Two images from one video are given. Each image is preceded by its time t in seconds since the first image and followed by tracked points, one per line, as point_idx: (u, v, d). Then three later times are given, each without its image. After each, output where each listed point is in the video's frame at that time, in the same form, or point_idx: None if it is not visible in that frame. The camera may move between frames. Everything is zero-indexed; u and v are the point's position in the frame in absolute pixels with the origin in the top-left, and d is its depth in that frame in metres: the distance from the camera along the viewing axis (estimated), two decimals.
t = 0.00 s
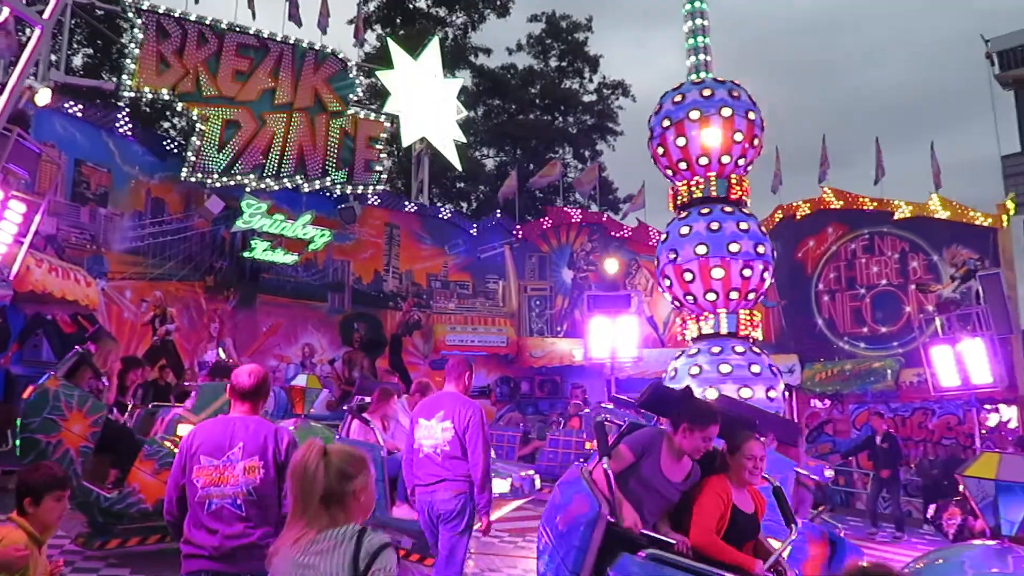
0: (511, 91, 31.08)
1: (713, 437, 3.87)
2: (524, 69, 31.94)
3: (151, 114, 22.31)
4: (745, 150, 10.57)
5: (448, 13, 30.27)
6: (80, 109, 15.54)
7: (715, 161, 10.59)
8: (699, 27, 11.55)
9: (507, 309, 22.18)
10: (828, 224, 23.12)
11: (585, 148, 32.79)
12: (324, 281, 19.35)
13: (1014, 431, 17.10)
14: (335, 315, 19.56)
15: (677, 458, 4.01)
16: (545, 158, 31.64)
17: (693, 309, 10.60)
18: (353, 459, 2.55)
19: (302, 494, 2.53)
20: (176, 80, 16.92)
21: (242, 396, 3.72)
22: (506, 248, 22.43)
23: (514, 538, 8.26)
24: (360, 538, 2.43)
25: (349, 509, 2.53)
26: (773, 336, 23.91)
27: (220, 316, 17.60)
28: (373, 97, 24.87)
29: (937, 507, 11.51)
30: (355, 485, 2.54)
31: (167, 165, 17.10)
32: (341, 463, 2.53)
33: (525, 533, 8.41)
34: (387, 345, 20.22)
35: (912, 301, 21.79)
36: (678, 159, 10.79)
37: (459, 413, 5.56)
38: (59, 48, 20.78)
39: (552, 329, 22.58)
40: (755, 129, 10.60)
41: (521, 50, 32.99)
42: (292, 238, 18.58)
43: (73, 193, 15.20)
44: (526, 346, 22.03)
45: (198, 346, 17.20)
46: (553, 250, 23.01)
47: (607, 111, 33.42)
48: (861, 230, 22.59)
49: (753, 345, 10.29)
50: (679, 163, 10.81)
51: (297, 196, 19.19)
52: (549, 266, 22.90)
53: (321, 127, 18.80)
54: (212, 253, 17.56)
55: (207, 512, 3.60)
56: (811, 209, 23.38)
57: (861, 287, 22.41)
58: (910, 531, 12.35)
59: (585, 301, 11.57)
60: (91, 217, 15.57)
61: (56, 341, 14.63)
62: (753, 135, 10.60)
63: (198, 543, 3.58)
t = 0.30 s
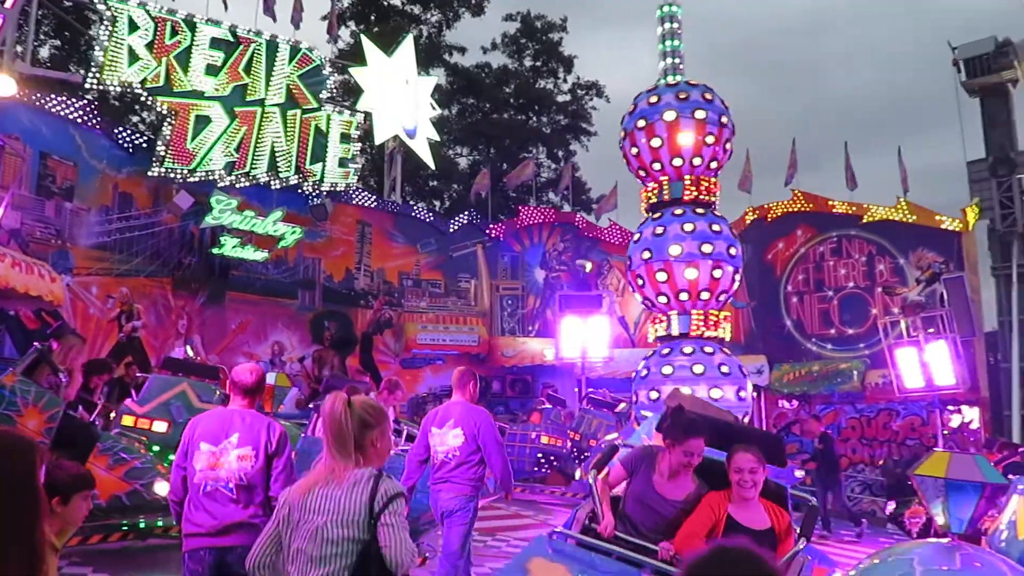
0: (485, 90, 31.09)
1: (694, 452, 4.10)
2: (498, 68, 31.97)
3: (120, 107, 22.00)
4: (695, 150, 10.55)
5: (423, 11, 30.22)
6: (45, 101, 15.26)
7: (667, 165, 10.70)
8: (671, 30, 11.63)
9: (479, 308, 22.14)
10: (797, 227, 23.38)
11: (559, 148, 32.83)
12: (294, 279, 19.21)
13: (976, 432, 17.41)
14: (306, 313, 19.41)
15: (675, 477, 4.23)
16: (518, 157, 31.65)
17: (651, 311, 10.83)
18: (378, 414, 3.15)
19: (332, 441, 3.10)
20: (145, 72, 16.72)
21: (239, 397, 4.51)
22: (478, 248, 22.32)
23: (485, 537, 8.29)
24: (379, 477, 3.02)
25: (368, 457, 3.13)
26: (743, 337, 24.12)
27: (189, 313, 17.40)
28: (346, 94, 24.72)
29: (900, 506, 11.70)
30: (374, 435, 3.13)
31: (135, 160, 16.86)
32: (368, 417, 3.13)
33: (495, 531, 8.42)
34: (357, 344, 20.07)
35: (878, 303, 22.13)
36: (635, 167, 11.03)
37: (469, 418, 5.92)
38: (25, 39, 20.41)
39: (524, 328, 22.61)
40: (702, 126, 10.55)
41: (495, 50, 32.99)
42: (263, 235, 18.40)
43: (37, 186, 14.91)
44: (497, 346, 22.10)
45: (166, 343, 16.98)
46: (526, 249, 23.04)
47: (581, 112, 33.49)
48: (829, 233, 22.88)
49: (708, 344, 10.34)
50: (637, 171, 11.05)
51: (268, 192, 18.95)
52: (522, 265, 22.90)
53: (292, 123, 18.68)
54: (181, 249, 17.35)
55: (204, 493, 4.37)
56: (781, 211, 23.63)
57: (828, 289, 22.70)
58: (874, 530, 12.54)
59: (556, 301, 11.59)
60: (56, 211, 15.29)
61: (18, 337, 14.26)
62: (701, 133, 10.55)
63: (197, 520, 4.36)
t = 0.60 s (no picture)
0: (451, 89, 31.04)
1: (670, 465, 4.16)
2: (465, 67, 31.96)
3: (79, 98, 21.59)
4: (638, 152, 10.66)
5: (390, 8, 30.17)
6: None
7: (617, 171, 10.93)
8: (641, 35, 11.70)
9: (442, 307, 22.05)
10: (759, 230, 23.68)
11: (524, 148, 32.85)
12: (255, 275, 18.99)
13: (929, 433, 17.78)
14: (267, 310, 19.19)
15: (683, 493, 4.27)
16: (484, 157, 31.61)
17: (623, 308, 10.77)
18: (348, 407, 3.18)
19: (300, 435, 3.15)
20: (104, 63, 16.44)
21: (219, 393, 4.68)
22: (443, 246, 22.23)
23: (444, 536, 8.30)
24: (335, 471, 2.99)
25: (336, 450, 3.15)
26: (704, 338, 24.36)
27: (146, 309, 17.14)
28: (311, 90, 24.49)
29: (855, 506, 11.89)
30: (346, 429, 3.18)
31: (93, 151, 16.53)
32: (337, 411, 3.17)
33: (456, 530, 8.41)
34: (319, 342, 19.87)
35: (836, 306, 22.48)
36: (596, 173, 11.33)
37: (464, 412, 6.53)
38: None
39: (487, 328, 22.57)
40: (643, 131, 10.64)
41: (463, 49, 32.94)
42: (224, 230, 18.16)
43: None
44: (461, 345, 22.07)
45: (122, 339, 16.70)
46: (490, 249, 23.01)
47: (547, 112, 33.54)
48: (790, 237, 23.21)
49: (671, 345, 10.46)
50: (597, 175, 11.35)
51: (230, 187, 18.67)
52: (486, 265, 22.87)
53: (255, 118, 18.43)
54: (139, 244, 17.03)
55: (184, 487, 4.56)
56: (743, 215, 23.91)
57: (788, 292, 23.04)
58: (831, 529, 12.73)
59: (521, 299, 11.56)
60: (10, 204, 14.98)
61: None
62: (643, 137, 10.63)
63: (176, 509, 4.57)
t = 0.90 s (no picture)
0: (412, 87, 30.95)
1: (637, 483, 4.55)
2: (427, 66, 31.78)
3: (29, 89, 21.06)
4: (580, 157, 10.85)
5: (351, 5, 29.95)
6: None
7: (567, 176, 11.16)
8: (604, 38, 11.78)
9: (402, 306, 21.95)
10: (716, 233, 23.96)
11: (485, 147, 32.83)
12: (210, 272, 18.66)
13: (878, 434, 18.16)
14: (222, 307, 18.90)
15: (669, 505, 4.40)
16: (445, 155, 31.54)
17: (598, 309, 10.69)
18: (275, 397, 3.10)
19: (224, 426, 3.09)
20: (55, 54, 16.06)
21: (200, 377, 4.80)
22: (403, 245, 22.11)
23: (401, 535, 8.25)
24: (251, 458, 2.88)
25: (258, 441, 3.07)
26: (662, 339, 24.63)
27: (97, 306, 16.79)
28: (271, 85, 24.21)
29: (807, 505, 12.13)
30: (271, 421, 3.09)
31: (43, 144, 16.20)
32: (262, 401, 3.09)
33: (413, 530, 8.35)
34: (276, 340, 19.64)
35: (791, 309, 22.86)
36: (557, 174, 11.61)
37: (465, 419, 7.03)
38: None
39: (446, 327, 22.52)
40: (583, 140, 10.79)
41: (425, 47, 32.82)
42: (178, 226, 17.84)
43: None
44: (420, 344, 22.04)
45: (71, 336, 16.34)
46: (451, 248, 22.94)
47: (509, 112, 33.56)
48: (746, 240, 23.55)
49: (645, 348, 10.59)
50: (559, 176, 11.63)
51: (184, 182, 18.45)
52: (446, 264, 22.82)
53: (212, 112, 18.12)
54: (90, 239, 16.69)
55: (166, 467, 4.56)
56: (702, 217, 24.18)
57: (744, 294, 23.37)
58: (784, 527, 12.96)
59: (480, 299, 11.51)
60: None
61: None
62: (584, 146, 10.78)
63: (158, 488, 4.57)
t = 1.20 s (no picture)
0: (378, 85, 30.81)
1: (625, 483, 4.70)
2: (393, 63, 31.61)
3: None
4: (532, 162, 11.06)
5: None
6: None
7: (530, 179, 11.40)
8: (574, 39, 11.82)
9: (365, 304, 21.79)
10: (680, 234, 24.20)
11: (451, 146, 32.73)
12: (170, 269, 18.38)
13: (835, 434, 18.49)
14: (181, 304, 18.60)
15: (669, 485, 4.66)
16: (411, 153, 31.39)
17: (558, 307, 10.73)
18: (219, 388, 3.41)
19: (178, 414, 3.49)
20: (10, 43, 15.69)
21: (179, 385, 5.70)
22: (367, 243, 21.95)
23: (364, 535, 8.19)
24: (194, 442, 3.19)
25: (203, 427, 3.37)
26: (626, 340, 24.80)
27: (52, 301, 16.45)
28: (234, 79, 23.90)
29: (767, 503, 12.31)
30: (218, 408, 3.39)
31: None
32: (210, 392, 3.41)
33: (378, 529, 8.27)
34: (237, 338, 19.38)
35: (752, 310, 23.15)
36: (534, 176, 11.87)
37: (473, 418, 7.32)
38: None
39: (410, 326, 22.41)
40: (533, 145, 10.97)
41: (391, 44, 32.63)
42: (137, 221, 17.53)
43: None
44: (383, 343, 21.86)
45: (25, 333, 15.97)
46: (415, 247, 22.91)
47: (475, 111, 33.49)
48: (709, 241, 23.79)
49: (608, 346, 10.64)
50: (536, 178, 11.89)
51: (145, 176, 18.10)
52: (410, 262, 22.77)
53: (173, 106, 17.82)
54: (45, 233, 16.35)
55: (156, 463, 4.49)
56: (666, 219, 24.39)
57: (707, 295, 23.60)
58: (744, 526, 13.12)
59: (445, 298, 11.53)
60: None
61: None
62: (534, 151, 10.97)
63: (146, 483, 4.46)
